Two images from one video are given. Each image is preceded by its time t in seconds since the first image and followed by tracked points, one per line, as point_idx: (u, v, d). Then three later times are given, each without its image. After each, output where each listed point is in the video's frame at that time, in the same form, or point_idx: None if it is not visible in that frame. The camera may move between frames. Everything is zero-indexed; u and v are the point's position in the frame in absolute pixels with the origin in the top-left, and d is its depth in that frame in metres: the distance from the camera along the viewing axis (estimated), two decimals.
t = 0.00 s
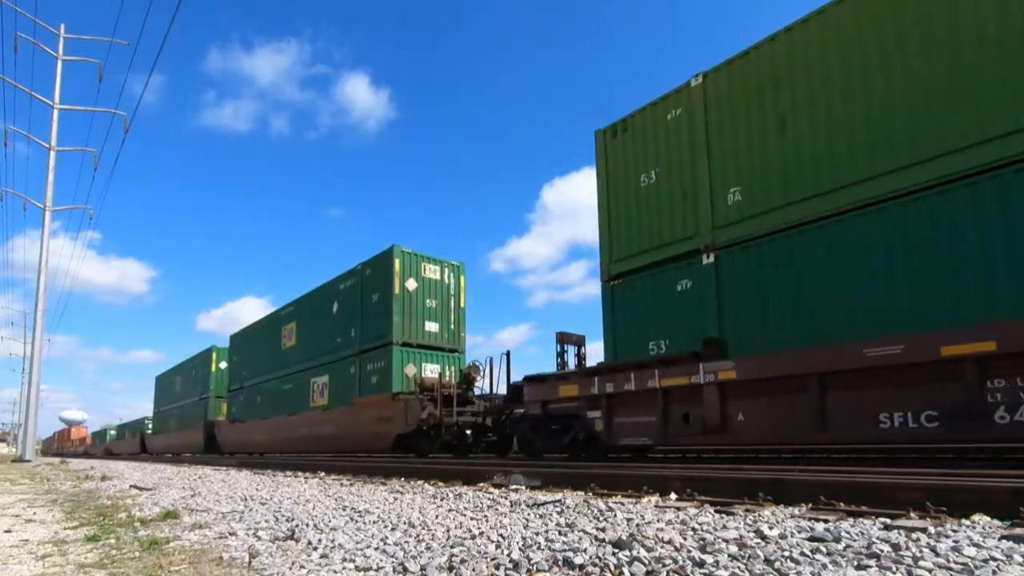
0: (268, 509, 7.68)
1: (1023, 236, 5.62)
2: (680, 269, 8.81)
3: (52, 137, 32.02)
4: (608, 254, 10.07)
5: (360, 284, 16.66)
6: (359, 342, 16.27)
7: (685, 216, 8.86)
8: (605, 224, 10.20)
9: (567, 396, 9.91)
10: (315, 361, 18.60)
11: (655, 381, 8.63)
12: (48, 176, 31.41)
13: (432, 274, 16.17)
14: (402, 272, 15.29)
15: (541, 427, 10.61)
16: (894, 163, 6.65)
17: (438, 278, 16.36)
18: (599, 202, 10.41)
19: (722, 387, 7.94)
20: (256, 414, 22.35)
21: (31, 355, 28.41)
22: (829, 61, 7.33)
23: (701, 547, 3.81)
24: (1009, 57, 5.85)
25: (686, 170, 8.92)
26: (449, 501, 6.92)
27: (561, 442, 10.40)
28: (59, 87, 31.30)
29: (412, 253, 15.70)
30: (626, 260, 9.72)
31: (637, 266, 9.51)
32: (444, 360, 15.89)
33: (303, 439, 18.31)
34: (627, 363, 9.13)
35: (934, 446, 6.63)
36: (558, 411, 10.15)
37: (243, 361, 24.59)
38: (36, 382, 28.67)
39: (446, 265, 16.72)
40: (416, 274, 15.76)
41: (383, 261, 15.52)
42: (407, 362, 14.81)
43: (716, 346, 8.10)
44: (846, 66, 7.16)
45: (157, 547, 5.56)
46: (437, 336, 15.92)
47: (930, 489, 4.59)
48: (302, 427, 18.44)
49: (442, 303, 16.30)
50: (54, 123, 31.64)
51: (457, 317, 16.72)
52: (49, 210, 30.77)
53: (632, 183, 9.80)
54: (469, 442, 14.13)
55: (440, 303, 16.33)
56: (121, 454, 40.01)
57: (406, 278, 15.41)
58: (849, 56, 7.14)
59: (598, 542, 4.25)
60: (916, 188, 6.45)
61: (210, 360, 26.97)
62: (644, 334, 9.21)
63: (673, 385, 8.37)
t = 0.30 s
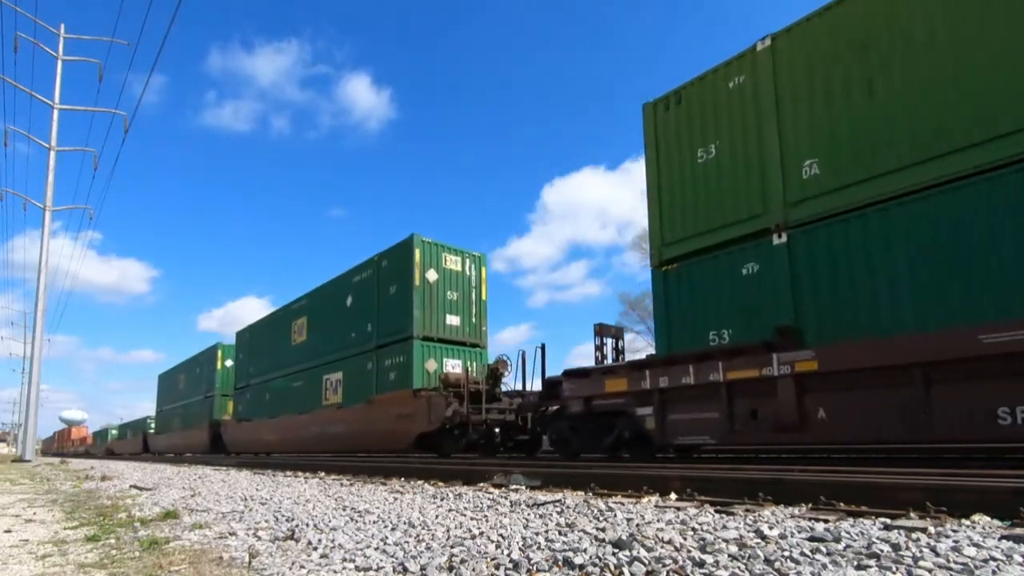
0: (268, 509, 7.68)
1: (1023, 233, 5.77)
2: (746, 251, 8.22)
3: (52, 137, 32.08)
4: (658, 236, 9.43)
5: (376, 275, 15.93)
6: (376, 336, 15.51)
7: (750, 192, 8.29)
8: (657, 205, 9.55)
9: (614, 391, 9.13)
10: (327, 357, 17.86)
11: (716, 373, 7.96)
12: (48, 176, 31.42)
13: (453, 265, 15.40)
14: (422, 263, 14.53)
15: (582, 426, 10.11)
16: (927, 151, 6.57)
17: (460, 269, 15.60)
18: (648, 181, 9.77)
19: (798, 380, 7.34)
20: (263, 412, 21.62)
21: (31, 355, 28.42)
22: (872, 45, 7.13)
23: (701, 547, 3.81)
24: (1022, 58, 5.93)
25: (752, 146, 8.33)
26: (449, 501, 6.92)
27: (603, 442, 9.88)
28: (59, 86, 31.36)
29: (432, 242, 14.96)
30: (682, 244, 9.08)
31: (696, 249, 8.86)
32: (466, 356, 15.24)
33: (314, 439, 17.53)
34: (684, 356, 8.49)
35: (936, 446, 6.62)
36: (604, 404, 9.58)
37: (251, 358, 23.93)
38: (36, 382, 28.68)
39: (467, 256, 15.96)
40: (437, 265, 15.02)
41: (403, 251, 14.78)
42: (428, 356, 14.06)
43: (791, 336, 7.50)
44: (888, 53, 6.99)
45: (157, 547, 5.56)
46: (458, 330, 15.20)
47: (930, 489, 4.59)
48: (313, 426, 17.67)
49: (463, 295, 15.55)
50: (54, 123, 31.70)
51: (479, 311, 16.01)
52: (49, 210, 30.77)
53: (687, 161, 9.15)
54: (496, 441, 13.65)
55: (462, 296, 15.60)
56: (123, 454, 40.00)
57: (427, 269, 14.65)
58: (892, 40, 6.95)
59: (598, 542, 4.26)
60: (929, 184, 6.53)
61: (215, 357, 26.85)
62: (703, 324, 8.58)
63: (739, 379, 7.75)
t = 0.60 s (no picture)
0: (268, 509, 7.68)
1: None
2: (823, 230, 7.58)
3: (52, 137, 32.15)
4: (720, 215, 8.85)
5: (394, 266, 15.37)
6: (395, 329, 14.96)
7: (831, 164, 7.56)
8: (717, 181, 8.96)
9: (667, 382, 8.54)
10: (342, 353, 17.32)
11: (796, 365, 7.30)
12: (48, 176, 31.42)
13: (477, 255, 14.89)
14: (445, 252, 14.01)
15: (628, 423, 9.46)
16: (934, 149, 6.64)
17: (483, 260, 15.08)
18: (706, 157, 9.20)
19: (894, 371, 6.61)
20: (275, 409, 21.08)
21: (31, 355, 28.40)
22: None
23: (701, 547, 3.81)
24: None
25: (831, 110, 7.66)
26: (448, 501, 6.92)
27: (652, 441, 9.24)
28: (59, 86, 31.47)
29: (454, 231, 14.39)
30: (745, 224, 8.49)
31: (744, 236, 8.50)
32: (489, 351, 14.70)
33: (329, 438, 16.99)
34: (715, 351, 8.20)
35: (937, 446, 6.62)
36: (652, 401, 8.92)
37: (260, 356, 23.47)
38: (36, 382, 28.69)
39: (490, 246, 15.45)
40: (460, 255, 14.49)
41: (423, 240, 14.22)
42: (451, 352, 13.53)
43: (883, 321, 6.80)
44: (970, 9, 6.49)
45: (157, 547, 5.56)
46: (482, 323, 14.66)
47: (930, 489, 4.60)
48: (328, 424, 17.13)
49: (487, 287, 15.03)
50: (54, 124, 31.78)
51: (502, 304, 15.49)
52: (49, 210, 30.79)
53: (753, 133, 8.56)
54: (528, 441, 12.67)
55: (486, 288, 15.08)
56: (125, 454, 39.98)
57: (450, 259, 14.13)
58: (925, 24, 6.83)
59: (598, 542, 4.26)
60: (937, 182, 6.60)
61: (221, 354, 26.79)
62: (775, 310, 7.97)
63: (821, 371, 7.04)
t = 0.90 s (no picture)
0: (268, 509, 7.68)
1: None
2: (923, 201, 6.63)
3: (53, 137, 32.21)
4: (793, 189, 7.87)
5: (414, 256, 14.76)
6: (416, 323, 14.40)
7: (931, 124, 6.62)
8: (790, 152, 7.96)
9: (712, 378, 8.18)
10: (358, 348, 16.72)
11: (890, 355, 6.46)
12: (47, 176, 31.40)
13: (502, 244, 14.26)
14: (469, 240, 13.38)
15: (678, 422, 8.71)
16: None
17: (508, 249, 14.47)
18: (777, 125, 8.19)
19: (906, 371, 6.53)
20: (290, 407, 20.64)
21: (31, 355, 28.41)
22: None
23: (701, 547, 3.81)
24: None
25: (930, 60, 6.67)
26: (449, 501, 6.91)
27: (708, 440, 8.50)
28: (60, 86, 31.55)
29: (480, 218, 13.79)
30: (824, 198, 7.52)
31: (824, 212, 7.52)
32: (514, 346, 14.18)
33: (341, 437, 16.47)
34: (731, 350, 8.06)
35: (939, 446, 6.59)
36: (716, 395, 8.18)
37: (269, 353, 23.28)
38: (37, 382, 28.68)
39: (515, 234, 14.86)
40: (485, 243, 13.86)
41: (448, 227, 13.62)
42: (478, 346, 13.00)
43: (1004, 303, 5.87)
44: None
45: (156, 547, 5.56)
46: (508, 316, 14.10)
47: (930, 489, 4.60)
48: (340, 423, 16.64)
49: (512, 277, 14.42)
50: (54, 123, 31.81)
51: (527, 295, 14.92)
52: (49, 210, 30.80)
53: (832, 93, 7.54)
54: (566, 441, 11.64)
55: (511, 279, 14.48)
56: (126, 454, 40.02)
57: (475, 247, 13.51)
58: None
59: (598, 542, 4.25)
60: None
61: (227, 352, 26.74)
62: (864, 295, 7.03)
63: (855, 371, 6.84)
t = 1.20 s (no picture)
0: (268, 509, 7.67)
1: None
2: None
3: (52, 137, 32.25)
4: (884, 159, 7.22)
5: (437, 245, 14.41)
6: (439, 316, 14.00)
7: None
8: (879, 117, 7.33)
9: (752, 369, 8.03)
10: (376, 343, 16.38)
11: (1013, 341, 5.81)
12: (47, 176, 31.39)
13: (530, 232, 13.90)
14: (497, 228, 13.02)
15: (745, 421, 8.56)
16: None
17: (536, 237, 14.13)
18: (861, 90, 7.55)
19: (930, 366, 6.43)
20: (303, 405, 20.37)
21: (31, 355, 28.39)
22: None
23: (701, 547, 3.81)
24: None
25: None
26: (448, 501, 6.91)
27: (773, 440, 8.29)
28: (60, 86, 31.62)
29: (509, 204, 13.43)
30: (925, 163, 6.85)
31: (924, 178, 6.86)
32: (543, 339, 13.83)
33: (356, 436, 16.13)
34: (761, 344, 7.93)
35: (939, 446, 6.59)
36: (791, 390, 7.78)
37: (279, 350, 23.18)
38: (37, 382, 28.67)
39: (544, 222, 14.50)
40: (513, 231, 13.50)
41: (476, 213, 13.23)
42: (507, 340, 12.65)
43: None
44: None
45: (156, 547, 5.56)
46: (536, 307, 13.75)
47: (930, 489, 4.60)
48: (356, 422, 16.33)
49: (541, 267, 14.08)
50: (54, 124, 31.85)
51: (556, 285, 14.54)
52: (49, 210, 30.77)
53: (935, 47, 6.92)
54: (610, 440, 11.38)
55: (540, 268, 14.12)
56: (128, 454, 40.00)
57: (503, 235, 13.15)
58: None
59: (598, 542, 4.25)
60: None
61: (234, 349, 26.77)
62: (976, 271, 6.37)
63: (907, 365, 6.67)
